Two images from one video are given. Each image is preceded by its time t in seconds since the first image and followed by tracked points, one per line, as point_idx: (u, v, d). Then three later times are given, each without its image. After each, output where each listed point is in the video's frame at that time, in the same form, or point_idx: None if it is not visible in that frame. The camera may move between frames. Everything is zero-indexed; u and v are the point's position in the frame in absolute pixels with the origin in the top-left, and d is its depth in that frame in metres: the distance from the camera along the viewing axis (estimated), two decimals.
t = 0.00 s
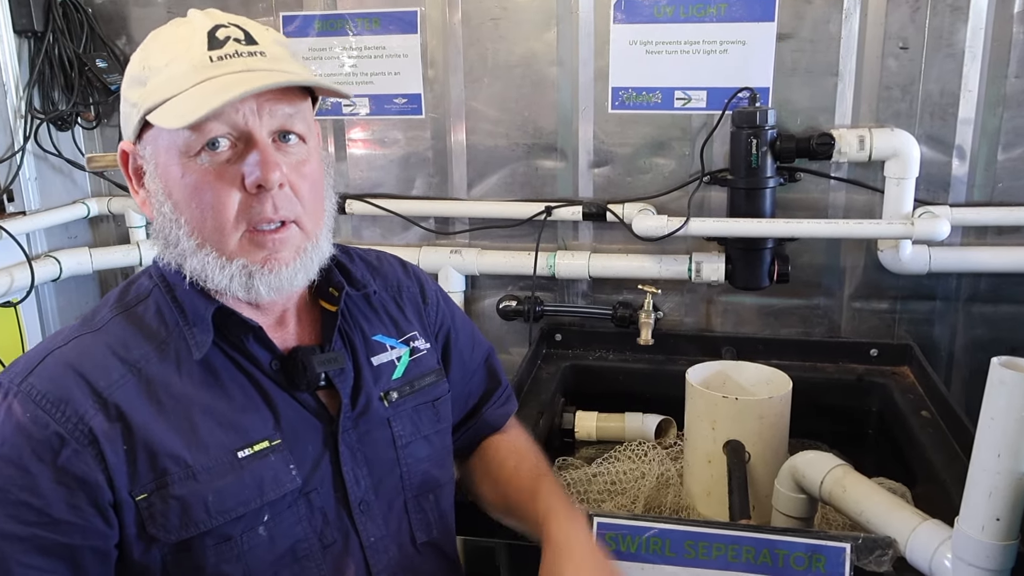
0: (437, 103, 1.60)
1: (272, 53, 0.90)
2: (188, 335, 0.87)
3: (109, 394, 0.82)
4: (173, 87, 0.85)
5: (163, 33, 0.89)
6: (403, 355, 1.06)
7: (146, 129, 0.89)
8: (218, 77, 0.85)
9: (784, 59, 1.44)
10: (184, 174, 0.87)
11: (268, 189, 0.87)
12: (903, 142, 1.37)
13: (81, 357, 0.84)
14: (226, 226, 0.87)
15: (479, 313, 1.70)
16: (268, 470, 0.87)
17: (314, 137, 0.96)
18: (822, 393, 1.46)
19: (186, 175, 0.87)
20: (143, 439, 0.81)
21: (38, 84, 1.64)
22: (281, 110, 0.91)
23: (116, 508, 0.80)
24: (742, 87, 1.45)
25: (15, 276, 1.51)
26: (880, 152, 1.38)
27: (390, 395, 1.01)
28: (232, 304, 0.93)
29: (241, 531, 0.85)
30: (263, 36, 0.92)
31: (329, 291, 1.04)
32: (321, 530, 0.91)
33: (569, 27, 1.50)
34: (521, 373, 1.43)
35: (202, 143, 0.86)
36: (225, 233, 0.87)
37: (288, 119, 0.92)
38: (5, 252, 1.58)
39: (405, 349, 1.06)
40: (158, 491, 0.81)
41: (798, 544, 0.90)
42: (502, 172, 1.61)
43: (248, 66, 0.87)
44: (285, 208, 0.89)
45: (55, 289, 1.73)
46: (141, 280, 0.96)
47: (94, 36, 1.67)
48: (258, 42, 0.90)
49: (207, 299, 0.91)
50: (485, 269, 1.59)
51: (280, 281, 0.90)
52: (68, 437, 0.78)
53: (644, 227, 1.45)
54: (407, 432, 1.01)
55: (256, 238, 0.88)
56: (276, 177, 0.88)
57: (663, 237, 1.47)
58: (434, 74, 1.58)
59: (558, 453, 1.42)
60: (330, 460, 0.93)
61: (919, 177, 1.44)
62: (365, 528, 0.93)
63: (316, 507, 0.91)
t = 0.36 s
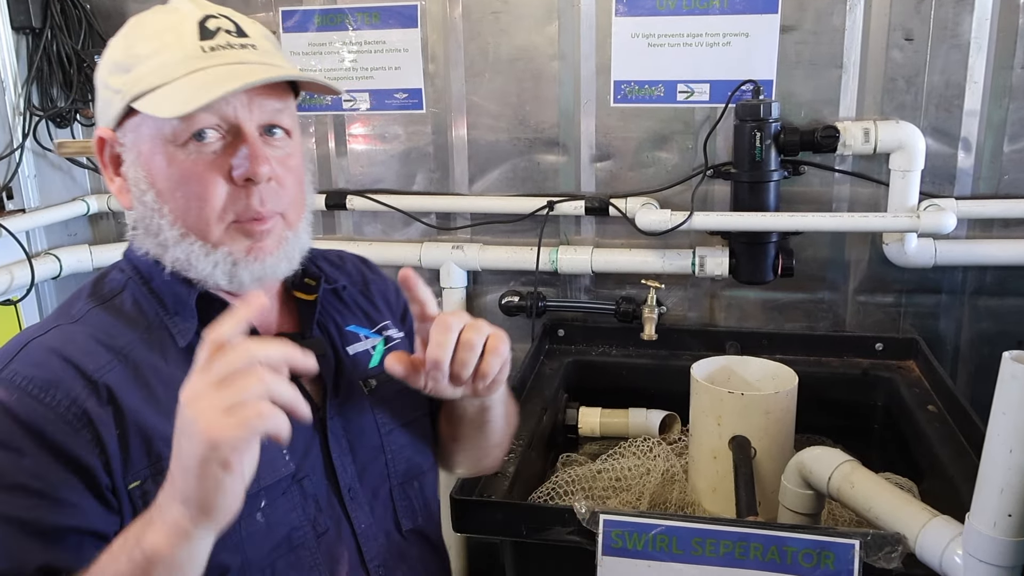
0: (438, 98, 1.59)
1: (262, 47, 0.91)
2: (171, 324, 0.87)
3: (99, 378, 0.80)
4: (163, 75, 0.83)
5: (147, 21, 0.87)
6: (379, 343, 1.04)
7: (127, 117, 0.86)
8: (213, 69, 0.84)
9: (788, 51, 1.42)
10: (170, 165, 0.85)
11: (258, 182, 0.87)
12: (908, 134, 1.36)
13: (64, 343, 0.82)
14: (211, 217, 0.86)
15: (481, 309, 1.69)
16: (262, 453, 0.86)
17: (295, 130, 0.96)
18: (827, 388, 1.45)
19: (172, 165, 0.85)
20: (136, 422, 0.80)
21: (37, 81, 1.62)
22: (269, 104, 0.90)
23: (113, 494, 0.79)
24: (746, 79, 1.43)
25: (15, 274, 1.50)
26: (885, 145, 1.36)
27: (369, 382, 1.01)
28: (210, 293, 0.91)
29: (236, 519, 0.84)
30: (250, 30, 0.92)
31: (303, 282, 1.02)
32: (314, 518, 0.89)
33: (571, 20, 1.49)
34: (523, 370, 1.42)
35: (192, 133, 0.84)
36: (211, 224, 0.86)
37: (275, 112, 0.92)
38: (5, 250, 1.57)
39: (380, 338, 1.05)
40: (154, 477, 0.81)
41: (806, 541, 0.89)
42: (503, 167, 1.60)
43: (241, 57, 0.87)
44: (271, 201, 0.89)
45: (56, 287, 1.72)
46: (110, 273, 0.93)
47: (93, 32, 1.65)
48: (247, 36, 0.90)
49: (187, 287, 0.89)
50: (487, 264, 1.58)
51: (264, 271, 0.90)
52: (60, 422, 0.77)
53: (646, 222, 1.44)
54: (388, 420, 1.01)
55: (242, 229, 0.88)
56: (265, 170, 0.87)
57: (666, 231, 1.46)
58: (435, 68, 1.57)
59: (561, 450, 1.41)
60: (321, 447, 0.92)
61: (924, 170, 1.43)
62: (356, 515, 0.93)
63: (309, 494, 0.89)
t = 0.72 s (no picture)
0: (446, 95, 1.58)
1: (225, 26, 0.89)
2: (121, 328, 0.84)
3: (33, 389, 0.77)
4: (116, 56, 0.83)
5: None
6: (351, 355, 1.04)
7: (81, 99, 0.85)
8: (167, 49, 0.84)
9: (798, 46, 1.41)
10: (122, 150, 0.84)
11: (215, 171, 0.86)
12: (920, 129, 1.35)
13: None
14: (167, 207, 0.85)
15: (489, 306, 1.68)
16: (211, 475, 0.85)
17: (262, 121, 0.95)
18: (838, 385, 1.44)
19: (125, 150, 0.84)
20: (70, 439, 0.77)
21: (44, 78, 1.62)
22: (230, 89, 0.90)
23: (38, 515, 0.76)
24: (755, 75, 1.42)
25: (23, 271, 1.51)
26: (896, 140, 1.36)
27: (340, 395, 0.99)
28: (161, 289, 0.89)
29: (180, 544, 0.82)
30: (215, 10, 0.92)
31: (271, 286, 1.02)
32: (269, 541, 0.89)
33: (579, 16, 1.48)
34: (531, 367, 1.41)
35: (145, 117, 0.84)
36: (166, 215, 0.85)
37: (238, 99, 0.91)
38: (14, 246, 1.57)
39: (351, 350, 1.04)
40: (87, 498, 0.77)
41: (819, 539, 0.88)
42: (512, 164, 1.59)
43: (201, 36, 0.86)
44: (231, 192, 0.88)
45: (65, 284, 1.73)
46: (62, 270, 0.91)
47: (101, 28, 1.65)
48: (210, 15, 0.89)
49: (141, 289, 0.86)
50: (495, 261, 1.58)
51: (223, 272, 0.88)
52: None
53: (655, 219, 1.43)
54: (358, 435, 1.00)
55: (199, 221, 0.86)
56: (223, 158, 0.86)
57: (675, 228, 1.45)
58: (443, 65, 1.57)
59: (570, 448, 1.40)
60: (277, 467, 0.91)
61: (936, 165, 1.42)
62: (314, 539, 0.92)
63: (263, 516, 0.89)
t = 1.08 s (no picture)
0: (469, 95, 1.59)
1: (248, 64, 0.88)
2: (89, 349, 0.84)
3: None
4: (121, 86, 0.80)
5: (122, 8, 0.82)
6: (329, 376, 1.06)
7: (82, 118, 0.82)
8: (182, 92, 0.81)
9: (822, 48, 1.41)
10: (122, 181, 0.82)
11: (218, 217, 0.84)
12: (946, 132, 1.34)
13: None
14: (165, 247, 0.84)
15: (510, 307, 1.69)
16: (178, 503, 0.84)
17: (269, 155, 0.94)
18: (861, 389, 1.43)
19: (127, 182, 0.82)
20: (33, 465, 0.78)
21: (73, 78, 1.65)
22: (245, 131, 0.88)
23: None
24: (779, 76, 1.42)
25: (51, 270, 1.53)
26: (922, 143, 1.35)
27: (316, 419, 1.02)
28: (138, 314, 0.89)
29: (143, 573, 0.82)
30: (237, 39, 0.89)
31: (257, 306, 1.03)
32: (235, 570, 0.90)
33: (602, 18, 1.48)
34: (553, 368, 1.41)
35: (153, 152, 0.81)
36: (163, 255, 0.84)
37: (251, 137, 0.89)
38: (42, 245, 1.60)
39: (331, 370, 1.07)
40: (44, 528, 0.77)
41: (842, 544, 0.88)
42: (534, 165, 1.59)
43: (222, 76, 0.84)
44: (231, 236, 0.87)
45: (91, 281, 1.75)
46: (38, 281, 0.92)
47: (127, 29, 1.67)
48: (233, 48, 0.87)
49: (111, 313, 0.87)
50: (516, 262, 1.58)
51: (210, 312, 0.88)
52: None
53: (678, 220, 1.43)
54: (334, 461, 1.01)
55: (194, 266, 0.86)
56: (230, 204, 0.85)
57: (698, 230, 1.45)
58: (466, 66, 1.57)
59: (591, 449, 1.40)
60: (248, 493, 0.92)
61: (962, 168, 1.41)
62: (282, 566, 0.93)
63: (230, 544, 0.89)
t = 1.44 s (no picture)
0: (479, 93, 1.59)
1: (219, 38, 0.88)
2: (98, 348, 0.84)
3: (4, 422, 0.78)
4: (92, 68, 0.80)
5: None
6: (322, 371, 1.08)
7: (59, 108, 0.83)
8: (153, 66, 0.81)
9: (833, 45, 1.40)
10: (105, 164, 0.82)
11: (206, 190, 0.84)
12: (958, 129, 1.33)
13: None
14: (154, 226, 0.84)
15: (518, 305, 1.69)
16: (189, 504, 0.87)
17: (249, 134, 0.95)
18: (870, 387, 1.42)
19: (109, 164, 0.82)
20: (46, 473, 0.78)
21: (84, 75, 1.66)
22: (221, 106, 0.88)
23: (14, 553, 0.78)
24: (790, 73, 1.41)
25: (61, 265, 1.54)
26: (933, 140, 1.34)
27: (314, 413, 1.04)
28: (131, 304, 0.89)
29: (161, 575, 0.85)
30: (206, 17, 0.90)
31: (249, 303, 1.03)
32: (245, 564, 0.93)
33: (612, 15, 1.48)
34: (562, 365, 1.41)
35: (133, 131, 0.82)
36: (153, 234, 0.84)
37: (229, 113, 0.90)
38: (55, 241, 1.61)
39: (323, 364, 1.09)
40: (62, 534, 0.79)
41: (852, 541, 0.88)
42: (543, 162, 1.59)
43: (195, 49, 0.85)
44: (220, 211, 0.87)
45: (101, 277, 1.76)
46: (33, 281, 0.92)
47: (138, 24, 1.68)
48: (203, 24, 0.88)
49: (114, 309, 0.87)
50: (526, 259, 1.58)
51: (206, 290, 0.88)
52: None
53: (688, 218, 1.43)
54: (331, 453, 1.04)
55: (186, 242, 0.85)
56: (217, 177, 0.85)
57: (708, 227, 1.45)
58: (476, 63, 1.58)
59: (599, 446, 1.40)
60: (256, 489, 0.94)
61: (974, 166, 1.40)
62: (289, 558, 0.96)
63: (240, 540, 0.91)
